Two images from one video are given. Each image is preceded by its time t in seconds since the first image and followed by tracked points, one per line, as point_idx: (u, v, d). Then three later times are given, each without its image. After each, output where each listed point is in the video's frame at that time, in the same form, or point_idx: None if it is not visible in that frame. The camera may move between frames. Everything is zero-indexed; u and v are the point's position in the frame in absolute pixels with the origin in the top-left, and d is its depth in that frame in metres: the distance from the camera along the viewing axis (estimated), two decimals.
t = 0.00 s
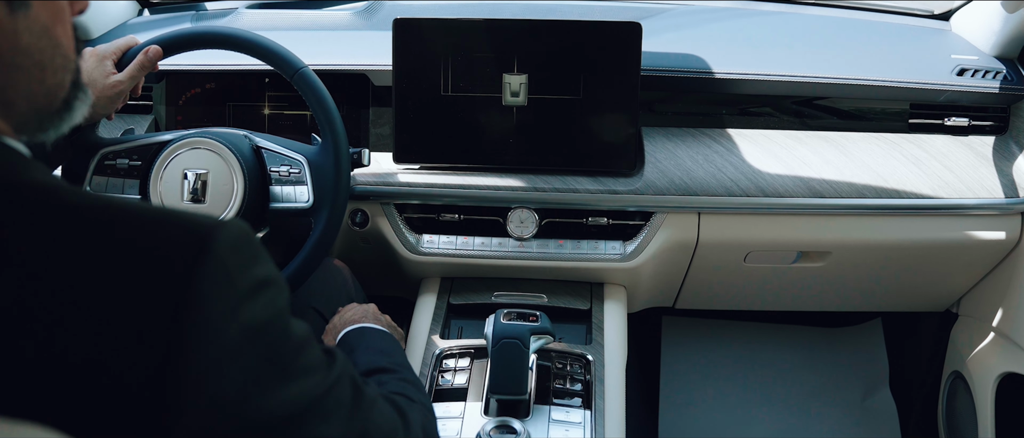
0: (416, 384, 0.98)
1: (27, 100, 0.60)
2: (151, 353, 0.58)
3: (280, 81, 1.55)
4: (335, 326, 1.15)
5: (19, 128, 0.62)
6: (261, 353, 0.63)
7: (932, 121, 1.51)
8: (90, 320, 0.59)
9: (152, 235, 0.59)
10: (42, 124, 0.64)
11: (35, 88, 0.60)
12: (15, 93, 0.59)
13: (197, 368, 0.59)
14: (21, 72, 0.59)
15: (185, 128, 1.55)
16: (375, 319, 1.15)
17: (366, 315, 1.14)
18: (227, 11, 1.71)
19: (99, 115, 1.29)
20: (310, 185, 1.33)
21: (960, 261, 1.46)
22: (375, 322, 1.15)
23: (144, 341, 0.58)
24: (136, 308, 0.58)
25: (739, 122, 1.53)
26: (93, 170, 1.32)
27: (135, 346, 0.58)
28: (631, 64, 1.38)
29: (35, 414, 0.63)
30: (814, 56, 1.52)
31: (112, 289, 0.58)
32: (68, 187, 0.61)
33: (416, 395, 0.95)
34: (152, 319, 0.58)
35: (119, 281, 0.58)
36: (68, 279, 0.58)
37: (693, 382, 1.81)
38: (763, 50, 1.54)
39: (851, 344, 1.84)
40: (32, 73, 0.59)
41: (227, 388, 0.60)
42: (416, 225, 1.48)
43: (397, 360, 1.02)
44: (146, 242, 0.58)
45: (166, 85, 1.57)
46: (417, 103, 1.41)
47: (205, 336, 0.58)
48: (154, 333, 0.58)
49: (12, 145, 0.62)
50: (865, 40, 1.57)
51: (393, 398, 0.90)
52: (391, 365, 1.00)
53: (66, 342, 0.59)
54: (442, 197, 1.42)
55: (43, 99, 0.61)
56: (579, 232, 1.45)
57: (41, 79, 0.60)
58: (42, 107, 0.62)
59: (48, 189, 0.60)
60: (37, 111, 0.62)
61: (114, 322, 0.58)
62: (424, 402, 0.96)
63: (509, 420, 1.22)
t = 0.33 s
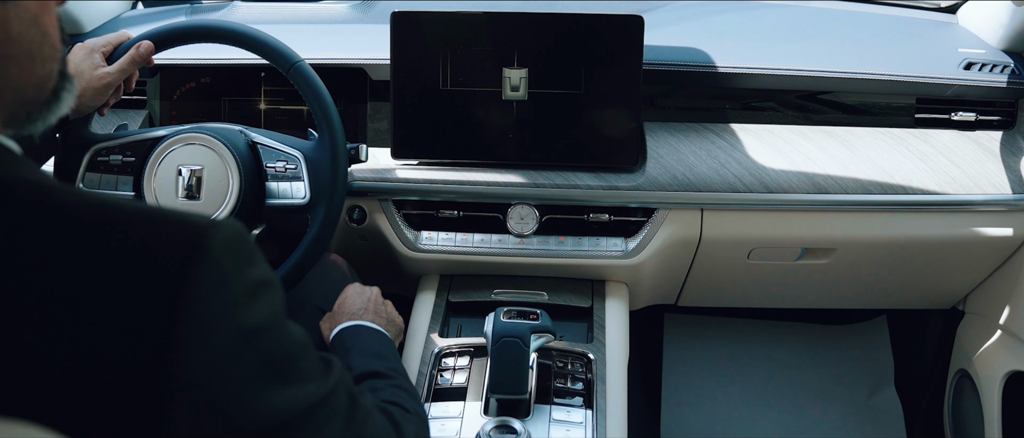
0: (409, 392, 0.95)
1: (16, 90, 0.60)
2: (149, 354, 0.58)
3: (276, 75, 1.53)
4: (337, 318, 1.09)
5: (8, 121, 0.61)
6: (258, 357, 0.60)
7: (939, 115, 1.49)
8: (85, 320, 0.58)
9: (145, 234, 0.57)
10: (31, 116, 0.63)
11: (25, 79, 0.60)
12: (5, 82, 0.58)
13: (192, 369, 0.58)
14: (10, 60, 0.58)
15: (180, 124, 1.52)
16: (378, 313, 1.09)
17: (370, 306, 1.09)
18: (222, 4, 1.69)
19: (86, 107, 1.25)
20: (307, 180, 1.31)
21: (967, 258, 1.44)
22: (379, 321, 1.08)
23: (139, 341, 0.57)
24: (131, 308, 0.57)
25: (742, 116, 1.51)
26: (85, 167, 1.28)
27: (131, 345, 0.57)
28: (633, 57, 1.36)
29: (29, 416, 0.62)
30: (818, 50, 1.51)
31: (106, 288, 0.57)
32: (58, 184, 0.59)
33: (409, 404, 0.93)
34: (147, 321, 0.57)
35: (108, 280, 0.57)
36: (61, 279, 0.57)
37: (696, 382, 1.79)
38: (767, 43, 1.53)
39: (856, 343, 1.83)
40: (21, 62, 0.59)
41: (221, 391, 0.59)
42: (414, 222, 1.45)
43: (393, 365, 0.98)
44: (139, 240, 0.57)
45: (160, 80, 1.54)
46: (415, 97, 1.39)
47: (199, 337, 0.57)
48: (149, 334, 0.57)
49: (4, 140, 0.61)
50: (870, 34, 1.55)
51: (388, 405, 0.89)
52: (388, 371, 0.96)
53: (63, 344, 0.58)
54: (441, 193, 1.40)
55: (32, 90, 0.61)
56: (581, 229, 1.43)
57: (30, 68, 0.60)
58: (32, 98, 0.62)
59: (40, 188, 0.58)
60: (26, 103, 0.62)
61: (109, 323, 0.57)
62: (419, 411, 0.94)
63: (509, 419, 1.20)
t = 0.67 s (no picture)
0: (397, 354, 0.92)
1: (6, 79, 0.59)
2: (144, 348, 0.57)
3: (270, 68, 1.50)
4: (335, 243, 1.10)
5: None
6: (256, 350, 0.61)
7: (944, 109, 1.47)
8: (82, 314, 0.58)
9: (143, 228, 0.57)
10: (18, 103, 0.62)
11: (16, 67, 0.59)
12: None
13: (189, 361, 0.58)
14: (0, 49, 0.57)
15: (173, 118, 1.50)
16: (377, 257, 1.14)
17: (375, 245, 1.14)
18: None
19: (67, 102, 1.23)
20: (303, 175, 1.28)
21: (973, 255, 1.41)
22: (376, 265, 1.13)
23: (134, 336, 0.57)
24: (127, 303, 0.57)
25: (744, 110, 1.49)
26: (77, 164, 1.26)
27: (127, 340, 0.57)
28: (634, 49, 1.34)
29: (24, 411, 0.61)
30: (821, 43, 1.51)
31: (104, 283, 0.57)
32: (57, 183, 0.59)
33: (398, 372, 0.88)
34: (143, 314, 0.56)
35: (106, 275, 0.57)
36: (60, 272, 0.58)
37: (698, 380, 1.77)
38: (770, 36, 1.53)
39: (858, 340, 1.81)
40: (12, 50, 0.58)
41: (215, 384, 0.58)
42: (411, 218, 1.43)
43: (384, 320, 0.94)
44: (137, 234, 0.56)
45: (153, 73, 1.51)
46: (413, 90, 1.36)
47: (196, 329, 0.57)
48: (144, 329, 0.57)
49: None
50: (873, 28, 1.55)
51: (374, 377, 0.85)
52: (377, 327, 0.92)
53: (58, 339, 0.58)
54: (439, 189, 1.37)
55: (23, 79, 0.60)
56: (581, 224, 1.40)
57: (19, 56, 0.59)
58: (21, 86, 0.61)
59: (37, 185, 0.58)
60: (16, 92, 0.61)
61: (105, 316, 0.57)
62: (407, 378, 0.91)
63: (509, 420, 1.18)
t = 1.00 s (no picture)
0: (389, 303, 0.92)
1: None
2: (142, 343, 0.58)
3: (266, 63, 1.48)
4: (326, 180, 1.06)
5: None
6: (252, 338, 0.62)
7: (950, 104, 1.45)
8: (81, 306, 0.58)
9: (141, 221, 0.58)
10: (5, 94, 0.65)
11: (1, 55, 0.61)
12: None
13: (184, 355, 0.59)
14: None
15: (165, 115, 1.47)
16: (369, 189, 1.11)
17: (365, 177, 1.10)
18: None
19: (55, 116, 1.19)
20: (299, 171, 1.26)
21: (980, 251, 1.39)
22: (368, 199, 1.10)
23: (133, 329, 0.58)
24: (125, 294, 0.57)
25: (747, 105, 1.47)
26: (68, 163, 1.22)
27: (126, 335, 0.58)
28: (635, 43, 1.31)
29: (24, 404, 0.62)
30: (826, 37, 1.50)
31: (102, 276, 0.58)
32: (53, 181, 0.59)
33: (388, 327, 0.88)
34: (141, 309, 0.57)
35: (104, 267, 0.58)
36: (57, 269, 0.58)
37: (701, 378, 1.75)
38: (776, 29, 1.53)
39: (861, 337, 1.79)
40: None
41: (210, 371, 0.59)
42: (409, 215, 1.40)
43: (376, 266, 0.95)
44: (135, 226, 0.57)
45: (146, 68, 1.48)
46: (410, 85, 1.34)
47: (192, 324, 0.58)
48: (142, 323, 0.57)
49: None
50: (878, 23, 1.55)
51: (365, 334, 0.85)
52: (370, 274, 0.93)
53: (55, 332, 0.59)
54: (437, 186, 1.35)
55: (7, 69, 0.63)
56: (581, 222, 1.38)
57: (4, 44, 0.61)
58: (8, 76, 0.63)
59: (33, 182, 0.59)
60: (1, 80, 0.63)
61: (103, 308, 0.58)
62: (398, 332, 0.90)
63: (509, 421, 1.16)
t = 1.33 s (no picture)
0: (380, 288, 0.95)
1: None
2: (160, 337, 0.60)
3: (261, 61, 1.45)
4: (309, 169, 1.11)
5: None
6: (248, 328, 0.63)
7: (956, 102, 1.43)
8: (85, 301, 0.59)
9: (139, 219, 0.58)
10: None
11: None
12: None
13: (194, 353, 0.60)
14: None
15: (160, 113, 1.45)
16: (353, 171, 1.16)
17: (348, 160, 1.15)
18: None
19: (40, 135, 1.16)
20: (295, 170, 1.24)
21: (986, 252, 1.37)
22: (353, 181, 1.15)
23: (139, 322, 0.59)
24: (128, 287, 0.59)
25: (750, 103, 1.45)
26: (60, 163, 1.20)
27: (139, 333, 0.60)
28: (637, 40, 1.29)
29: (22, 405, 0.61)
30: (831, 34, 1.48)
31: (105, 271, 0.59)
32: (52, 180, 0.60)
33: (380, 311, 0.91)
34: (157, 306, 0.59)
35: (106, 262, 0.59)
36: (64, 270, 0.59)
37: (704, 381, 1.73)
38: (778, 27, 1.51)
39: (865, 338, 1.78)
40: None
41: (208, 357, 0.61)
42: (407, 215, 1.38)
43: (367, 251, 0.98)
44: (134, 223, 0.58)
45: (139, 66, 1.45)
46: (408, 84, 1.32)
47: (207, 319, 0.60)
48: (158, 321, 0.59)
49: None
50: (883, 20, 1.53)
51: (357, 320, 0.87)
52: (360, 260, 0.96)
53: (61, 329, 0.61)
54: (435, 185, 1.32)
55: None
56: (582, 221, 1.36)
57: None
58: None
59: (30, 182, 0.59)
60: None
61: (107, 303, 0.59)
62: (391, 317, 0.93)
63: (508, 425, 1.14)
